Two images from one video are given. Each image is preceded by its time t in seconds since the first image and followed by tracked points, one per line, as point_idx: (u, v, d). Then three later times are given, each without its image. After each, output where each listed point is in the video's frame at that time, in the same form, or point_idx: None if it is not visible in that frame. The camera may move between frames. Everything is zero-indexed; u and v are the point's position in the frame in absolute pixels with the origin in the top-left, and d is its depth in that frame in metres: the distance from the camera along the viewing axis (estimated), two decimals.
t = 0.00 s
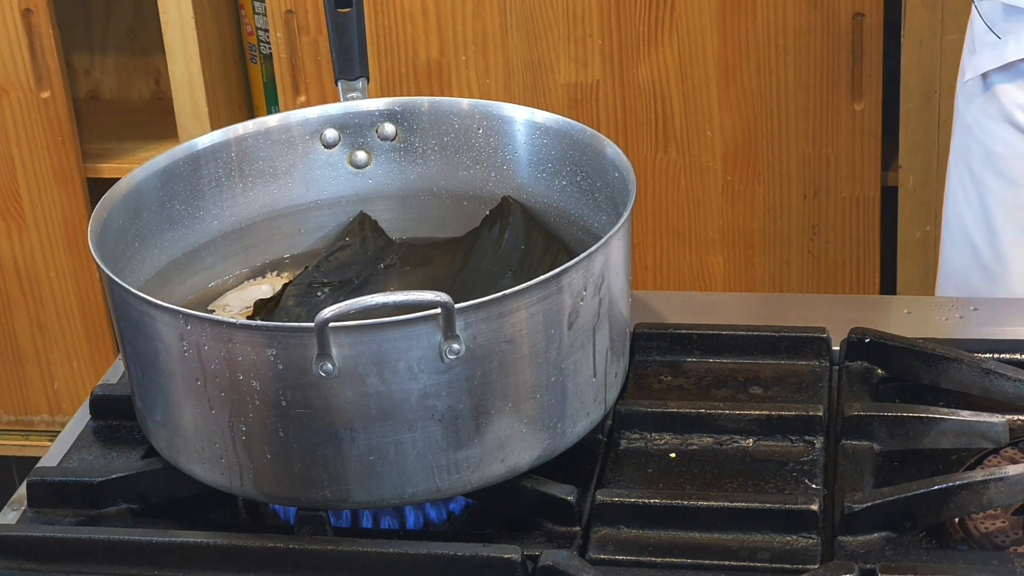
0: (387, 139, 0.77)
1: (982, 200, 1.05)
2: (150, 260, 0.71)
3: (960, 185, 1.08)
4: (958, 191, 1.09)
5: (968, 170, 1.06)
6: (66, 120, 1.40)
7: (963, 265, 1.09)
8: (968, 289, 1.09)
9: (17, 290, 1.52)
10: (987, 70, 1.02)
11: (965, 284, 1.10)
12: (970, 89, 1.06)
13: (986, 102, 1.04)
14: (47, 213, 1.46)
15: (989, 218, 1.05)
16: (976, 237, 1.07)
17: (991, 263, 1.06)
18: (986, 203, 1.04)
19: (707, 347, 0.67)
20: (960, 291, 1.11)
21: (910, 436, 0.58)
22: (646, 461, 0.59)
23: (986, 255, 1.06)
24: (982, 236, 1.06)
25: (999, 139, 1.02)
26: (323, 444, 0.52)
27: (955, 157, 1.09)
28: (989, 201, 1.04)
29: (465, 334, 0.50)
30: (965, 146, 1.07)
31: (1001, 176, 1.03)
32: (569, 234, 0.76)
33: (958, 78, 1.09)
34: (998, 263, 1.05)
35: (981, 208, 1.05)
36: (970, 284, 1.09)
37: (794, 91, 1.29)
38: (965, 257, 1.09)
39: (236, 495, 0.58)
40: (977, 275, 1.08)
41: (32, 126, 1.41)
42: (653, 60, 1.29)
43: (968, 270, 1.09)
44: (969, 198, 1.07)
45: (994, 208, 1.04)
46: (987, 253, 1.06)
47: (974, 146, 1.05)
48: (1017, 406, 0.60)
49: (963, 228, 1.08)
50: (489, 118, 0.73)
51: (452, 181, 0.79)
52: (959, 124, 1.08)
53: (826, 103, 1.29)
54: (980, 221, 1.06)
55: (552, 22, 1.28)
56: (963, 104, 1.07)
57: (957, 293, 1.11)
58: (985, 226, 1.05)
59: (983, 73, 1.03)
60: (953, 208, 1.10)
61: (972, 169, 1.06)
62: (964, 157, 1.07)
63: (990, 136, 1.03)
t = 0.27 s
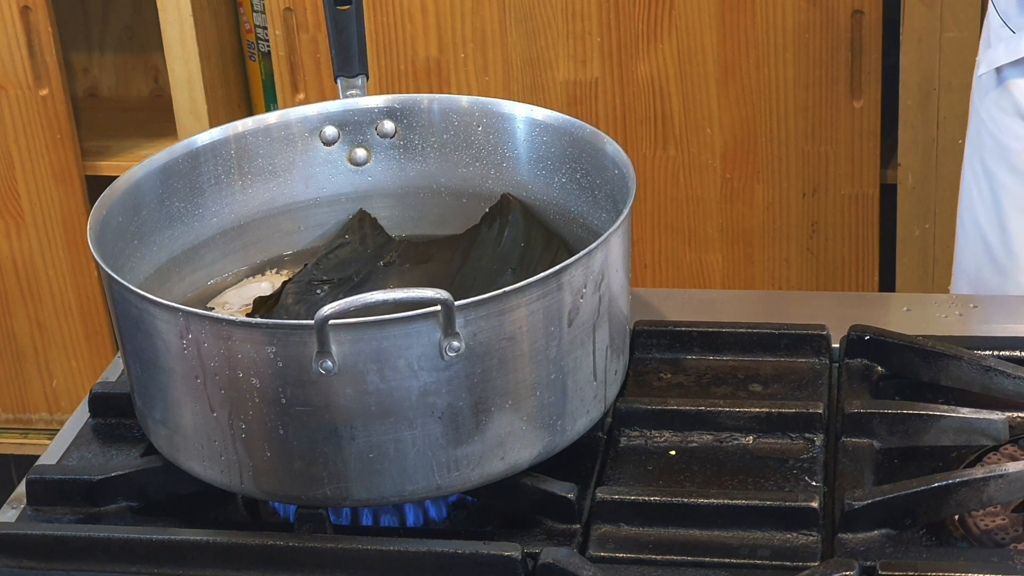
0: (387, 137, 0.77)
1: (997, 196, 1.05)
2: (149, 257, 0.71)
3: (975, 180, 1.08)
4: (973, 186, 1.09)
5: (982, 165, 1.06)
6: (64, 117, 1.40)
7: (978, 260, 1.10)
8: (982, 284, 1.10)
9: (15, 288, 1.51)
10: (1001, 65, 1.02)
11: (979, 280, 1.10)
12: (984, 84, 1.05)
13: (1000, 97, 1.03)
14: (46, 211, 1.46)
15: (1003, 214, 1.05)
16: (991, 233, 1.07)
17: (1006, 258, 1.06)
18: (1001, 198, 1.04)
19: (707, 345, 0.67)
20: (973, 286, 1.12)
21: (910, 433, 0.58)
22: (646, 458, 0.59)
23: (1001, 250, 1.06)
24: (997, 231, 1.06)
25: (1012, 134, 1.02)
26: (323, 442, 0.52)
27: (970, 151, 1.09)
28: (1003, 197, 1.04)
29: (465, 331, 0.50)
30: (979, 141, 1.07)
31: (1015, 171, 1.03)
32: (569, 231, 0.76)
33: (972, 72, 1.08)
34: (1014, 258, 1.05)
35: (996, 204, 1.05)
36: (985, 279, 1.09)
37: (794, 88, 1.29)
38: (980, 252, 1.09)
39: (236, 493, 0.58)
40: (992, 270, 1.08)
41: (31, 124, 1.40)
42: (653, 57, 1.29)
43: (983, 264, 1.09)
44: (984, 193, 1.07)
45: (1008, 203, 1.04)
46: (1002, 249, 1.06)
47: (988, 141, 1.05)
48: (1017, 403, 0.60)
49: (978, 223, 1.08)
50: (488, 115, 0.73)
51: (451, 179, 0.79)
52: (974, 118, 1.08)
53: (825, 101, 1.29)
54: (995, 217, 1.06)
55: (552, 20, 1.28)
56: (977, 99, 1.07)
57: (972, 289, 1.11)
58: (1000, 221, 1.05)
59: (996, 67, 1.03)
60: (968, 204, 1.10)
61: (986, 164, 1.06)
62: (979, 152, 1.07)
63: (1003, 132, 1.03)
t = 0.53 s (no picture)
0: (387, 137, 0.77)
1: (1006, 194, 1.05)
2: (150, 258, 0.71)
3: (984, 178, 1.08)
4: (982, 184, 1.09)
5: (992, 164, 1.06)
6: (64, 117, 1.40)
7: (987, 259, 1.10)
8: (989, 283, 1.10)
9: (15, 288, 1.51)
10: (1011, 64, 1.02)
11: (987, 280, 1.10)
12: (994, 82, 1.05)
13: (1010, 95, 1.03)
14: (46, 211, 1.46)
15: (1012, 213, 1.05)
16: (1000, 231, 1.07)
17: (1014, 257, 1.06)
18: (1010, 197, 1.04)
19: (707, 345, 0.67)
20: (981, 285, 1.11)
21: (911, 433, 0.58)
22: (647, 459, 0.59)
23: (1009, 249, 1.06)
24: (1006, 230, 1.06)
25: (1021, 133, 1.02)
26: (324, 443, 0.52)
27: (979, 149, 1.09)
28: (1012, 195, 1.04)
29: (466, 331, 0.50)
30: (989, 140, 1.07)
31: None
32: (569, 231, 0.76)
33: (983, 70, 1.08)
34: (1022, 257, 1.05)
35: (1005, 202, 1.05)
36: (993, 278, 1.09)
37: (794, 88, 1.29)
38: (989, 251, 1.09)
39: (237, 493, 0.58)
40: (1000, 269, 1.08)
41: (31, 124, 1.40)
42: (653, 57, 1.29)
43: (992, 263, 1.09)
44: (994, 191, 1.07)
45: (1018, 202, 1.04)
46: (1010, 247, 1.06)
47: (998, 140, 1.05)
48: (1018, 403, 0.60)
49: (987, 222, 1.08)
50: (489, 115, 0.73)
51: (452, 179, 0.79)
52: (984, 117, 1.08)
53: (826, 100, 1.29)
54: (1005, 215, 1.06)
55: (552, 19, 1.28)
56: (988, 97, 1.07)
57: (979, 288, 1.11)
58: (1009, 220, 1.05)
59: (1007, 66, 1.03)
60: (977, 202, 1.10)
61: (996, 163, 1.06)
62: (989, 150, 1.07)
63: (1013, 130, 1.03)
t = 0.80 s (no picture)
0: (390, 138, 0.77)
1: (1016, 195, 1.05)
2: (153, 260, 0.71)
3: (993, 179, 1.08)
4: (991, 185, 1.08)
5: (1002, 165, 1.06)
6: (66, 118, 1.40)
7: (997, 260, 1.10)
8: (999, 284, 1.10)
9: (18, 289, 1.52)
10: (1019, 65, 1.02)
11: (995, 280, 1.10)
12: (1002, 84, 1.05)
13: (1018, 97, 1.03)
14: (48, 212, 1.46)
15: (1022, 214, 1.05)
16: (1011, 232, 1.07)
17: None
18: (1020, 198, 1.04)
19: (710, 347, 0.67)
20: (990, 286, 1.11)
21: (914, 435, 0.58)
22: (650, 461, 0.59)
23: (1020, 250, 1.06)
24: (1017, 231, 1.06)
25: None
26: (327, 445, 0.52)
27: (987, 150, 1.09)
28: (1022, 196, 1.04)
29: (469, 333, 0.50)
30: (998, 141, 1.07)
31: None
32: (572, 233, 0.76)
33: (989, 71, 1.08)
34: None
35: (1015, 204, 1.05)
36: (1003, 279, 1.09)
37: (796, 88, 1.29)
38: (1000, 252, 1.09)
39: (240, 495, 0.58)
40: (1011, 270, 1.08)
41: (33, 125, 1.40)
42: (655, 57, 1.29)
43: (1003, 264, 1.09)
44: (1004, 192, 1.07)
45: None
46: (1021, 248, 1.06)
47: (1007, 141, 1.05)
48: (1021, 405, 0.60)
49: (997, 223, 1.08)
50: (491, 117, 0.73)
51: (454, 181, 0.79)
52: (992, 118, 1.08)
53: (827, 101, 1.29)
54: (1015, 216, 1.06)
55: (553, 20, 1.28)
56: (995, 99, 1.07)
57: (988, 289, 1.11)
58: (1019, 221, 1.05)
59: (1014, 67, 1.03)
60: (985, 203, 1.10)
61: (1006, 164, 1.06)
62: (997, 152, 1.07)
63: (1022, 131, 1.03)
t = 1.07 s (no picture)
0: (387, 137, 0.77)
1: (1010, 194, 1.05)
2: (149, 259, 0.71)
3: (987, 179, 1.08)
4: (985, 185, 1.08)
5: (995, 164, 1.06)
6: (63, 117, 1.40)
7: (991, 259, 1.09)
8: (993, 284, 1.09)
9: (14, 288, 1.51)
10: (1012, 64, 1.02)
11: (990, 280, 1.10)
12: (995, 83, 1.05)
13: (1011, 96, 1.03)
14: (44, 210, 1.45)
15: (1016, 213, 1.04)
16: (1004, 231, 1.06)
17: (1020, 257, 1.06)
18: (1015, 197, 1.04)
19: (707, 347, 0.67)
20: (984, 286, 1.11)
21: (911, 436, 0.58)
22: (647, 461, 0.59)
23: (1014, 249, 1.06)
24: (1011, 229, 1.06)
25: None
26: (323, 445, 0.52)
27: (981, 150, 1.09)
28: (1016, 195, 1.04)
29: (466, 333, 0.50)
30: (992, 140, 1.07)
31: None
32: (569, 232, 0.76)
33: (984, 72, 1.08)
34: None
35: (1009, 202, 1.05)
36: (997, 279, 1.09)
37: (794, 88, 1.29)
38: (994, 252, 1.09)
39: (236, 495, 0.57)
40: (1005, 269, 1.08)
41: (29, 123, 1.40)
42: (653, 57, 1.29)
43: (997, 264, 1.09)
44: (998, 191, 1.07)
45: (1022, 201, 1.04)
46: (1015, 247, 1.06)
47: (1001, 140, 1.05)
48: (1018, 406, 0.60)
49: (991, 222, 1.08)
50: (489, 116, 0.73)
51: (452, 180, 0.79)
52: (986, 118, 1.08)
53: (825, 100, 1.29)
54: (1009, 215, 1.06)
55: (551, 20, 1.28)
56: (989, 98, 1.07)
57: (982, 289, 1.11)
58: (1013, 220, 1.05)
59: (1008, 66, 1.03)
60: (979, 203, 1.09)
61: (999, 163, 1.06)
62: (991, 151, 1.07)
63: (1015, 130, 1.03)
